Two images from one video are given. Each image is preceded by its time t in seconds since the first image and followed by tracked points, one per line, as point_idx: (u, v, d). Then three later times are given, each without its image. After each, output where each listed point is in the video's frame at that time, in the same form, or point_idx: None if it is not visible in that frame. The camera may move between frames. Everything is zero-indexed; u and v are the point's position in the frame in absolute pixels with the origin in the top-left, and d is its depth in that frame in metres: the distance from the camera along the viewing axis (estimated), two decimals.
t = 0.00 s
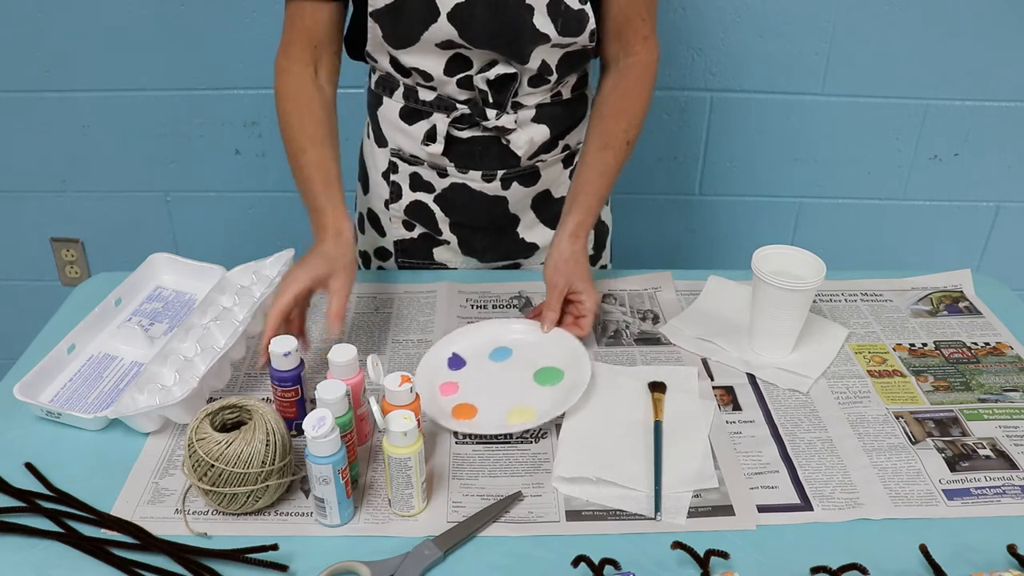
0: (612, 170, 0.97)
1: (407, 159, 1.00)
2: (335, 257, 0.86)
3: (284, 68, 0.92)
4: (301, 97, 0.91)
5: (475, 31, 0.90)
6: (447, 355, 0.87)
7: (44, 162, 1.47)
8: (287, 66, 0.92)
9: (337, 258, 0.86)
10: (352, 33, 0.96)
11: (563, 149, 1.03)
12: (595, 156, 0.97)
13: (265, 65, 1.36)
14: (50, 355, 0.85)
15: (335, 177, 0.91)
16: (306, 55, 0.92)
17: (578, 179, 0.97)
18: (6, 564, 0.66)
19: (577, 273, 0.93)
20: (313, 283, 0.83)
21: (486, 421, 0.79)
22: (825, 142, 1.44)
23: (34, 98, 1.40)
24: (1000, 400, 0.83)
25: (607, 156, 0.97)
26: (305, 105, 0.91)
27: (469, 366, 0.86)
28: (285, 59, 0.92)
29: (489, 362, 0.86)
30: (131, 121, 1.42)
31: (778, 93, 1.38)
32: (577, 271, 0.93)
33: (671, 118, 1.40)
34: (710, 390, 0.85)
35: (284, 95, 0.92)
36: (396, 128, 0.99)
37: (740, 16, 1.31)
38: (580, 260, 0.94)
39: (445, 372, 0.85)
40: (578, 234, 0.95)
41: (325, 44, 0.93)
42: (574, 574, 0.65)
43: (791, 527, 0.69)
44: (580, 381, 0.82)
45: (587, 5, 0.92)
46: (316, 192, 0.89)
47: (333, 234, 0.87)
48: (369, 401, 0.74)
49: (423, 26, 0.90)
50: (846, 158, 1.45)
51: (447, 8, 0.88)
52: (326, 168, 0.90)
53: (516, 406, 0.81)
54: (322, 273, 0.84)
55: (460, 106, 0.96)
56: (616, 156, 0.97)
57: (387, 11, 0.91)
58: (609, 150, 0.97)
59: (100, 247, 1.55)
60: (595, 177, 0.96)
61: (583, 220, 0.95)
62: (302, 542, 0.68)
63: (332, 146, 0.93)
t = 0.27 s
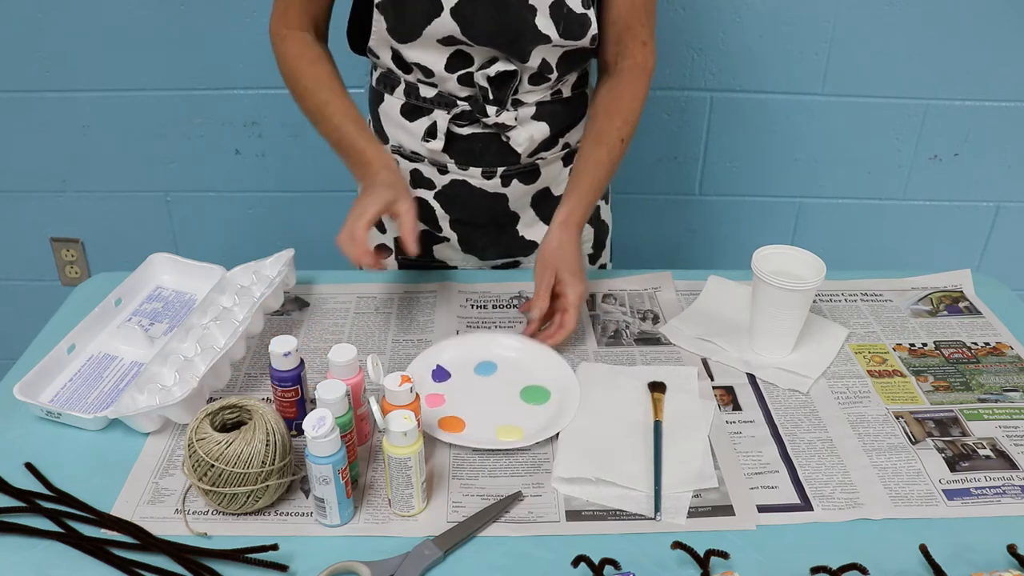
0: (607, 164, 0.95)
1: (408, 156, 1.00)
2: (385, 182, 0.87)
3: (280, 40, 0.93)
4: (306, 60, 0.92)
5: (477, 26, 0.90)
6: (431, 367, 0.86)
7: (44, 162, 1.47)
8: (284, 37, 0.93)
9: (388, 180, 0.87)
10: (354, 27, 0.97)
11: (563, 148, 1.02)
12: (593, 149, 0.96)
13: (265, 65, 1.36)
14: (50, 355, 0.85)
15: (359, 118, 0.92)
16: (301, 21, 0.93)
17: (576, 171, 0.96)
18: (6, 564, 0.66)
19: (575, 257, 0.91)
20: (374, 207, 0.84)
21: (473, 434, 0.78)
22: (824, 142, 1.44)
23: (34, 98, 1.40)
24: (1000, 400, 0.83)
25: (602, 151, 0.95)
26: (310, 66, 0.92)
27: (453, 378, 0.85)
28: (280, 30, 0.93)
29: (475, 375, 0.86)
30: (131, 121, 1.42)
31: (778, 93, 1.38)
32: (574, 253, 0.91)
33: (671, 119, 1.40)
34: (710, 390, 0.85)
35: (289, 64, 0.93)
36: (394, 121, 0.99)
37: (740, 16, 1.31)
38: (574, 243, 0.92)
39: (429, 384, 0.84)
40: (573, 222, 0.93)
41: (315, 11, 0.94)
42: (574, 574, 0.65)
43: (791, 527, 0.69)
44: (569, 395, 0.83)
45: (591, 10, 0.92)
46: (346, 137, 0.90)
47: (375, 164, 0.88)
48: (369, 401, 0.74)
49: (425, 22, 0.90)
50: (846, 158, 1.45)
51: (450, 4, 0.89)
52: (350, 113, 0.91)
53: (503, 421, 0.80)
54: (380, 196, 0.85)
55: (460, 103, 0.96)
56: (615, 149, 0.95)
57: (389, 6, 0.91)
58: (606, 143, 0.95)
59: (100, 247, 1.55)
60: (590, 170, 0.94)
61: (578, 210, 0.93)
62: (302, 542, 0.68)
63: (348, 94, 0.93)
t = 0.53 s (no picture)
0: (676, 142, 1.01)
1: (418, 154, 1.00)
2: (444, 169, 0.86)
3: (295, 51, 0.91)
4: (328, 65, 0.90)
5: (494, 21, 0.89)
6: (431, 367, 0.86)
7: (44, 162, 1.47)
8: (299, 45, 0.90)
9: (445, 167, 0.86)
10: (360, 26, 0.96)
11: (571, 144, 1.02)
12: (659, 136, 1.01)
13: (266, 65, 1.36)
14: (50, 355, 0.85)
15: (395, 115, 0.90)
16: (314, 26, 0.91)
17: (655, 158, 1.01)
18: (6, 564, 0.66)
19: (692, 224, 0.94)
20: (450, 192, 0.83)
21: (474, 434, 0.78)
22: (824, 142, 1.44)
23: (34, 98, 1.40)
24: (1000, 400, 0.83)
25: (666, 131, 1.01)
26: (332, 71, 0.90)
27: (453, 378, 0.85)
28: (292, 39, 0.90)
29: (475, 376, 0.86)
30: (131, 120, 1.42)
31: (779, 93, 1.38)
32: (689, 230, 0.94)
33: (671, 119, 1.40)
34: (710, 390, 0.85)
35: (311, 73, 0.90)
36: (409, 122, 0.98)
37: (741, 16, 1.31)
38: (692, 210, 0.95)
39: (429, 384, 0.84)
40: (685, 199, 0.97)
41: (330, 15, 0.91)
42: (574, 574, 0.65)
43: (791, 527, 0.69)
44: (570, 394, 0.83)
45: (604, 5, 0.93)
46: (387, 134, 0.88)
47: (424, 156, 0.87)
48: (369, 401, 0.74)
49: (441, 18, 0.90)
50: (846, 158, 1.45)
51: None
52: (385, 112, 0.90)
53: (504, 422, 0.80)
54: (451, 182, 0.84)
55: (472, 99, 0.95)
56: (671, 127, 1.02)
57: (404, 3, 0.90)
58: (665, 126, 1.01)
59: (100, 247, 1.55)
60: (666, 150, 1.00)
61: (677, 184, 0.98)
62: (302, 542, 0.68)
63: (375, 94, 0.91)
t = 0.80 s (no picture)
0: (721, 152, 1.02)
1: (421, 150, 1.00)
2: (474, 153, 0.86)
3: (312, 46, 0.90)
4: (346, 58, 0.89)
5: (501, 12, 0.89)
6: (431, 367, 0.86)
7: (44, 162, 1.47)
8: (315, 41, 0.90)
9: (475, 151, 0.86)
10: (369, 22, 0.97)
11: (574, 143, 1.02)
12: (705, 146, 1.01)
13: (266, 65, 1.36)
14: (50, 355, 0.85)
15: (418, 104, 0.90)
16: (331, 18, 0.91)
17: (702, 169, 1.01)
18: (6, 564, 0.66)
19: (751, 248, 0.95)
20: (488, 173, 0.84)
21: (474, 434, 0.78)
22: (824, 142, 1.44)
23: (34, 98, 1.40)
24: (1000, 400, 0.83)
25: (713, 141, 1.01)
26: (350, 63, 0.89)
27: (453, 378, 0.85)
28: (308, 32, 0.90)
29: (475, 376, 0.86)
30: (131, 120, 1.42)
31: (779, 93, 1.38)
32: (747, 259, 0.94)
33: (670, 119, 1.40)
34: (710, 390, 0.85)
35: (328, 68, 0.90)
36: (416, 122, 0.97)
37: (741, 16, 1.31)
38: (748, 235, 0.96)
39: (429, 384, 0.84)
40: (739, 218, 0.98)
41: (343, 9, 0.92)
42: (574, 574, 0.65)
43: (791, 527, 0.69)
44: (570, 394, 0.83)
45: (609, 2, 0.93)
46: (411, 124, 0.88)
47: (450, 142, 0.87)
48: (369, 401, 0.74)
49: (448, 9, 0.90)
50: (846, 159, 1.45)
51: None
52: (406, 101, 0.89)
53: (504, 422, 0.80)
54: (485, 164, 0.84)
55: (477, 94, 0.96)
56: (710, 129, 1.02)
57: None
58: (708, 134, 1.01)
59: (100, 247, 1.55)
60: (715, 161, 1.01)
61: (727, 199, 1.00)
62: (302, 542, 0.68)
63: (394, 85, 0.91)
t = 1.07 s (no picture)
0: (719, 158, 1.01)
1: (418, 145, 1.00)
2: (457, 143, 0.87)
3: (311, 29, 0.92)
4: (342, 43, 0.91)
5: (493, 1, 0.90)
6: (431, 368, 0.86)
7: (44, 162, 1.47)
8: (313, 25, 0.92)
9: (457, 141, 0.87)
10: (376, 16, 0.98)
11: (572, 146, 1.01)
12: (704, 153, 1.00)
13: (266, 65, 1.36)
14: (50, 355, 0.84)
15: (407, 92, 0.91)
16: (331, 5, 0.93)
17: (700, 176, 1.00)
18: (6, 564, 0.65)
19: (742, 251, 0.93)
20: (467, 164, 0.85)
21: (474, 434, 0.78)
22: (824, 142, 1.44)
23: (34, 98, 1.40)
24: (1000, 400, 0.83)
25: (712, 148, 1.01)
26: (346, 47, 0.91)
27: (453, 379, 0.85)
28: (309, 17, 0.92)
29: (476, 376, 0.86)
30: (131, 120, 1.42)
31: (778, 93, 1.38)
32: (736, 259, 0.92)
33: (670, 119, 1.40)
34: (710, 390, 0.85)
35: (324, 51, 0.91)
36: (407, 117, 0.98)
37: (741, 16, 1.31)
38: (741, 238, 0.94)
39: (429, 384, 0.84)
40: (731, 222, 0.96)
41: None
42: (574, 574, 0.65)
43: (792, 527, 0.69)
44: (570, 394, 0.83)
45: None
46: (397, 111, 0.89)
47: (433, 131, 0.88)
48: (369, 401, 0.74)
49: None
50: (846, 159, 1.45)
51: None
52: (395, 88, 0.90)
53: (504, 422, 0.80)
54: (464, 154, 0.86)
55: (470, 90, 0.96)
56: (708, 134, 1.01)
57: None
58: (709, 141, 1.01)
59: (100, 247, 1.55)
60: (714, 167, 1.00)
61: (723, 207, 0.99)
62: (302, 542, 0.68)
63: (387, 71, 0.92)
